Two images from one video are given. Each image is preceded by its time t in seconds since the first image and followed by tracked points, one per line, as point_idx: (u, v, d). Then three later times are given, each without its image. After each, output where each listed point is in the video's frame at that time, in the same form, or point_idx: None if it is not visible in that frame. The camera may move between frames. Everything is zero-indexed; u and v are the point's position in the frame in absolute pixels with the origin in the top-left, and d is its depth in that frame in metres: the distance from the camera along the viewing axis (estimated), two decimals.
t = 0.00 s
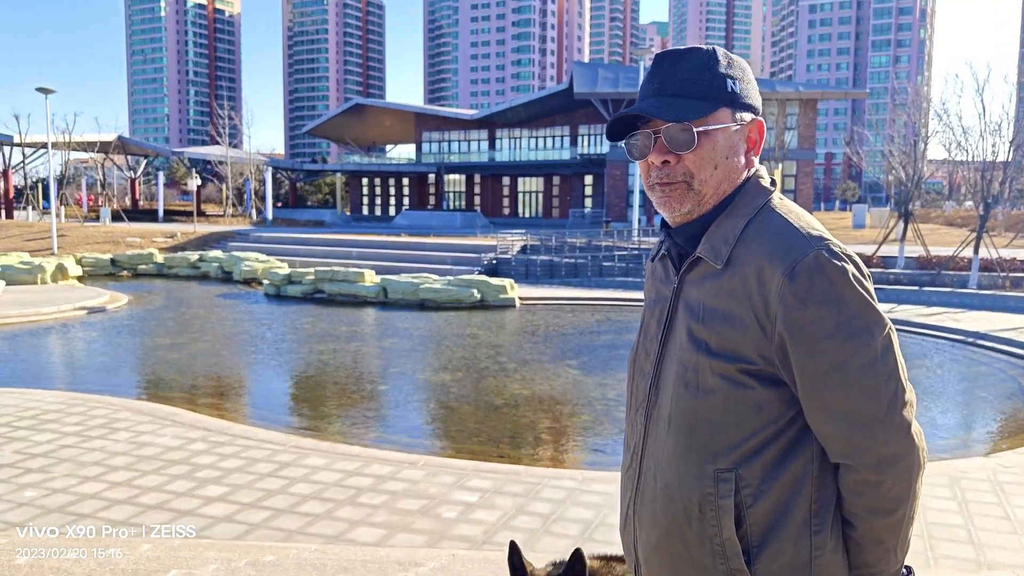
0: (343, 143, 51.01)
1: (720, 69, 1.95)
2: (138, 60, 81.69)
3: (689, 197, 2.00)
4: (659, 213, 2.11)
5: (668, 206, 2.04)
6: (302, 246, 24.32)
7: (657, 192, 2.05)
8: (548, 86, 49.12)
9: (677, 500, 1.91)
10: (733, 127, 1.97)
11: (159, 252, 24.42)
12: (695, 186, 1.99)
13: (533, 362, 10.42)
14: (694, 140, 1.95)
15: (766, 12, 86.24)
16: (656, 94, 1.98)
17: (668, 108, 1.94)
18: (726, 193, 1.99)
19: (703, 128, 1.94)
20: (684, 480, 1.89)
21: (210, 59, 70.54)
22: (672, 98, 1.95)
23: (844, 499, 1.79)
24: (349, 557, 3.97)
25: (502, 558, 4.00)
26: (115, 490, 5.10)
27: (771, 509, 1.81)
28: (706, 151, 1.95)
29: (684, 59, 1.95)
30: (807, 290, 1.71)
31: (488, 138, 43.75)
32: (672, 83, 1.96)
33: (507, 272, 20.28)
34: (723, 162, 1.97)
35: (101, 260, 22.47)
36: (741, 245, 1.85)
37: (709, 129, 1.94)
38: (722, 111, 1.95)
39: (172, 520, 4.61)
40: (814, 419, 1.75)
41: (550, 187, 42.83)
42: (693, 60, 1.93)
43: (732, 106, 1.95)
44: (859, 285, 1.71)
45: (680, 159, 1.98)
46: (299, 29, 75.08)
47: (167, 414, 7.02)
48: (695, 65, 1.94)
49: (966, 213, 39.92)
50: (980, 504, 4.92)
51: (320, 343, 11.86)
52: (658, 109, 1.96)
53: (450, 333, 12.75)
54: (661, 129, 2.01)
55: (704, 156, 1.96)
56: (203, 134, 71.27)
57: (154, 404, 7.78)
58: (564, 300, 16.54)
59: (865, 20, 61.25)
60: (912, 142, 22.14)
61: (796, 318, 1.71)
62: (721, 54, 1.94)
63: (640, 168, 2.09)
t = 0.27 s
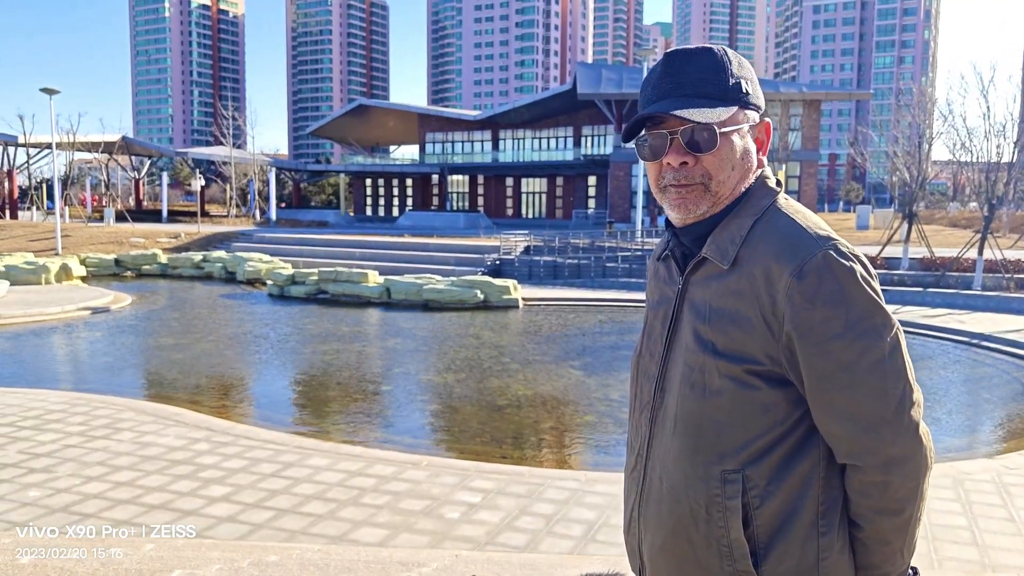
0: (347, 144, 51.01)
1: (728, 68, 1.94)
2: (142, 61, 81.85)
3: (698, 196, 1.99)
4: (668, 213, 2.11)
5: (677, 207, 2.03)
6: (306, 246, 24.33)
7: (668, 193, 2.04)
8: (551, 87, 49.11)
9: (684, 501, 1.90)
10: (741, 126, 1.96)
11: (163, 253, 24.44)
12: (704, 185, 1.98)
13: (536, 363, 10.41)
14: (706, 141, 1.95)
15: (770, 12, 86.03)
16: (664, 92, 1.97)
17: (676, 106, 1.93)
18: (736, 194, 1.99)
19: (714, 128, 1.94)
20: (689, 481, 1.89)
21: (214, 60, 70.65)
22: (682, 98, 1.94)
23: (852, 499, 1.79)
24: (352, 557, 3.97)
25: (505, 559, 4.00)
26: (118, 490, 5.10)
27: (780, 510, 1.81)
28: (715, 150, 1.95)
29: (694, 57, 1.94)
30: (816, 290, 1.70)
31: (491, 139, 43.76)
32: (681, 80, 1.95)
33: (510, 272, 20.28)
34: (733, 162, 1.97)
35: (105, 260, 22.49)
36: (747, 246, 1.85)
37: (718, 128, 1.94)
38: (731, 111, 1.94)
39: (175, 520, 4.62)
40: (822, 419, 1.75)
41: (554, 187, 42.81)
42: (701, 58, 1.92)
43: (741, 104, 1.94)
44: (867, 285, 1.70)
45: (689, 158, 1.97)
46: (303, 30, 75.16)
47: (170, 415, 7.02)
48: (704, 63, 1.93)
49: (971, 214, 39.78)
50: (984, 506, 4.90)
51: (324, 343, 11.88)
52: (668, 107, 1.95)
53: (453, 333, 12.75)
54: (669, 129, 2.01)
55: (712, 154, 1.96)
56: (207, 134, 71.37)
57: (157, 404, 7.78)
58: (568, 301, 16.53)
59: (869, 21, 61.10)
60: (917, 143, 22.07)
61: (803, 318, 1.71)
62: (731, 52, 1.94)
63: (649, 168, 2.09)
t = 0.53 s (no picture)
0: (348, 145, 51.06)
1: (732, 70, 1.94)
2: (144, 62, 81.97)
3: (699, 197, 2.00)
4: (669, 215, 2.12)
5: (680, 209, 2.04)
6: (308, 248, 24.36)
7: (669, 195, 2.05)
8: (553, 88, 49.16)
9: (685, 503, 1.91)
10: (744, 128, 1.97)
11: (165, 254, 24.44)
12: (706, 186, 1.99)
13: (538, 365, 10.41)
14: (708, 142, 1.96)
15: (772, 13, 86.00)
16: (667, 93, 1.98)
17: (680, 107, 1.94)
18: (738, 197, 1.99)
19: (717, 130, 1.95)
20: (690, 482, 1.90)
21: (216, 61, 70.74)
22: (685, 99, 1.94)
23: (854, 502, 1.79)
24: (354, 558, 3.98)
25: (507, 560, 4.00)
26: (120, 491, 5.11)
27: (781, 511, 1.82)
28: (718, 150, 1.96)
29: (696, 59, 1.95)
30: (817, 292, 1.71)
31: (493, 141, 43.79)
32: (682, 83, 1.96)
33: (511, 274, 20.30)
34: (735, 163, 1.97)
35: (107, 262, 22.52)
36: (749, 248, 1.86)
37: (721, 129, 1.94)
38: (734, 113, 1.95)
39: (177, 521, 4.63)
40: (823, 422, 1.76)
41: (555, 189, 42.83)
42: (704, 60, 1.93)
43: (743, 106, 1.95)
44: (868, 288, 1.71)
45: (691, 159, 1.98)
46: (305, 31, 75.27)
47: (172, 416, 7.03)
48: (707, 65, 1.93)
49: (973, 215, 39.79)
50: (986, 507, 4.90)
51: (326, 345, 11.89)
52: (670, 109, 1.96)
53: (455, 334, 12.75)
54: (672, 129, 2.01)
55: (714, 155, 1.97)
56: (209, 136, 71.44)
57: (159, 405, 7.80)
58: (569, 303, 16.53)
59: (870, 22, 61.13)
60: (919, 145, 22.06)
61: (805, 320, 1.72)
62: (733, 54, 1.95)
63: (652, 170, 2.09)
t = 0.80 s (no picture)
0: (348, 147, 51.05)
1: (733, 70, 1.95)
2: (143, 64, 81.95)
3: (700, 197, 2.00)
4: (670, 217, 2.12)
5: (682, 209, 2.04)
6: (307, 249, 24.35)
7: (671, 196, 2.05)
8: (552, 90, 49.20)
9: (686, 504, 1.91)
10: (745, 128, 1.97)
11: (164, 256, 24.42)
12: (707, 186, 1.98)
13: (537, 366, 10.41)
14: (708, 143, 1.96)
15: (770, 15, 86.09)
16: (669, 93, 1.98)
17: (679, 108, 1.94)
18: (740, 198, 2.00)
19: (718, 130, 1.95)
20: (692, 483, 1.89)
21: (215, 63, 70.72)
22: (686, 99, 1.95)
23: (855, 503, 1.79)
24: (353, 560, 3.97)
25: (508, 562, 4.00)
26: (120, 493, 5.11)
27: (783, 511, 1.82)
28: (718, 150, 1.95)
29: (698, 57, 1.95)
30: (818, 293, 1.71)
31: (492, 142, 43.82)
32: (684, 83, 1.96)
33: (511, 275, 20.33)
34: (737, 163, 1.97)
35: (106, 264, 22.50)
36: (750, 250, 1.86)
37: (721, 130, 1.95)
38: (736, 114, 1.95)
39: (177, 523, 4.63)
40: (823, 423, 1.76)
41: (554, 190, 42.85)
42: (705, 60, 1.93)
43: (743, 107, 1.95)
44: (870, 289, 1.72)
45: (692, 160, 1.98)
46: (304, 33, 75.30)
47: (172, 418, 7.03)
48: (707, 66, 1.94)
49: (971, 216, 39.85)
50: (986, 508, 4.90)
51: (326, 346, 11.88)
52: (670, 108, 1.96)
53: (455, 336, 12.74)
54: (674, 130, 2.01)
55: (715, 155, 1.96)
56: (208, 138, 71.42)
57: (158, 407, 7.79)
58: (569, 304, 16.54)
59: (869, 24, 61.16)
60: (917, 146, 22.08)
61: (806, 321, 1.72)
62: (735, 56, 1.95)
63: (653, 171, 2.09)
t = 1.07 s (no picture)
0: (345, 149, 51.02)
1: (734, 75, 1.96)
2: (140, 66, 81.85)
3: (701, 200, 2.00)
4: (671, 220, 2.12)
5: (683, 213, 2.04)
6: (304, 252, 24.32)
7: (672, 199, 2.05)
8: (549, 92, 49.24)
9: (685, 506, 1.91)
10: (746, 132, 1.97)
11: (161, 258, 24.37)
12: (708, 190, 1.99)
13: (534, 368, 10.41)
14: (709, 146, 1.96)
15: (767, 17, 86.24)
16: (671, 97, 1.98)
17: (682, 111, 1.94)
18: (740, 202, 2.00)
19: (719, 135, 1.95)
20: (691, 486, 1.89)
21: (212, 65, 70.66)
22: (688, 103, 1.95)
23: (855, 506, 1.80)
24: (350, 562, 3.97)
25: (505, 564, 4.00)
26: (117, 496, 5.10)
27: (782, 515, 1.81)
28: (718, 154, 1.96)
29: (699, 61, 1.96)
30: (819, 297, 1.72)
31: (489, 144, 43.84)
32: (686, 87, 1.96)
33: (508, 277, 20.32)
34: (737, 167, 1.98)
35: (103, 266, 22.44)
36: (750, 253, 1.87)
37: (723, 133, 1.95)
38: (737, 117, 1.95)
39: (174, 525, 4.62)
40: (823, 426, 1.77)
41: (552, 192, 42.87)
42: (707, 64, 1.94)
43: (745, 111, 1.95)
44: (869, 294, 1.72)
45: (693, 163, 1.98)
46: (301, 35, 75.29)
47: (169, 420, 7.02)
48: (709, 70, 1.94)
49: (967, 218, 39.88)
50: (982, 510, 4.91)
51: (324, 348, 11.86)
52: (673, 112, 1.96)
53: (452, 338, 12.73)
54: (675, 134, 2.01)
55: (716, 159, 1.97)
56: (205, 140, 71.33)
57: (155, 409, 7.77)
58: (566, 306, 16.54)
59: (866, 26, 61.31)
60: (914, 148, 22.11)
61: (806, 325, 1.72)
62: (736, 60, 1.95)
63: (654, 174, 2.09)
